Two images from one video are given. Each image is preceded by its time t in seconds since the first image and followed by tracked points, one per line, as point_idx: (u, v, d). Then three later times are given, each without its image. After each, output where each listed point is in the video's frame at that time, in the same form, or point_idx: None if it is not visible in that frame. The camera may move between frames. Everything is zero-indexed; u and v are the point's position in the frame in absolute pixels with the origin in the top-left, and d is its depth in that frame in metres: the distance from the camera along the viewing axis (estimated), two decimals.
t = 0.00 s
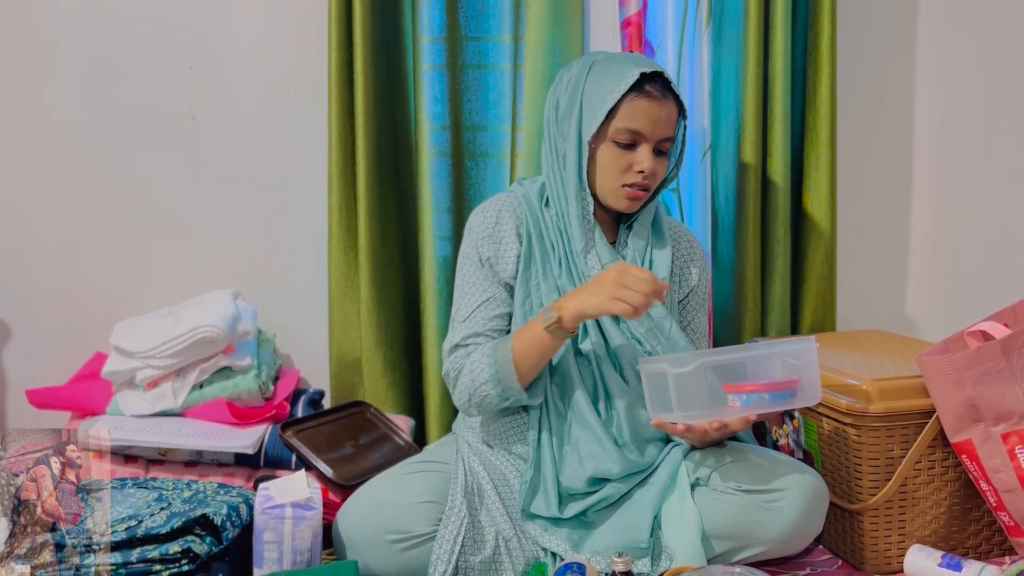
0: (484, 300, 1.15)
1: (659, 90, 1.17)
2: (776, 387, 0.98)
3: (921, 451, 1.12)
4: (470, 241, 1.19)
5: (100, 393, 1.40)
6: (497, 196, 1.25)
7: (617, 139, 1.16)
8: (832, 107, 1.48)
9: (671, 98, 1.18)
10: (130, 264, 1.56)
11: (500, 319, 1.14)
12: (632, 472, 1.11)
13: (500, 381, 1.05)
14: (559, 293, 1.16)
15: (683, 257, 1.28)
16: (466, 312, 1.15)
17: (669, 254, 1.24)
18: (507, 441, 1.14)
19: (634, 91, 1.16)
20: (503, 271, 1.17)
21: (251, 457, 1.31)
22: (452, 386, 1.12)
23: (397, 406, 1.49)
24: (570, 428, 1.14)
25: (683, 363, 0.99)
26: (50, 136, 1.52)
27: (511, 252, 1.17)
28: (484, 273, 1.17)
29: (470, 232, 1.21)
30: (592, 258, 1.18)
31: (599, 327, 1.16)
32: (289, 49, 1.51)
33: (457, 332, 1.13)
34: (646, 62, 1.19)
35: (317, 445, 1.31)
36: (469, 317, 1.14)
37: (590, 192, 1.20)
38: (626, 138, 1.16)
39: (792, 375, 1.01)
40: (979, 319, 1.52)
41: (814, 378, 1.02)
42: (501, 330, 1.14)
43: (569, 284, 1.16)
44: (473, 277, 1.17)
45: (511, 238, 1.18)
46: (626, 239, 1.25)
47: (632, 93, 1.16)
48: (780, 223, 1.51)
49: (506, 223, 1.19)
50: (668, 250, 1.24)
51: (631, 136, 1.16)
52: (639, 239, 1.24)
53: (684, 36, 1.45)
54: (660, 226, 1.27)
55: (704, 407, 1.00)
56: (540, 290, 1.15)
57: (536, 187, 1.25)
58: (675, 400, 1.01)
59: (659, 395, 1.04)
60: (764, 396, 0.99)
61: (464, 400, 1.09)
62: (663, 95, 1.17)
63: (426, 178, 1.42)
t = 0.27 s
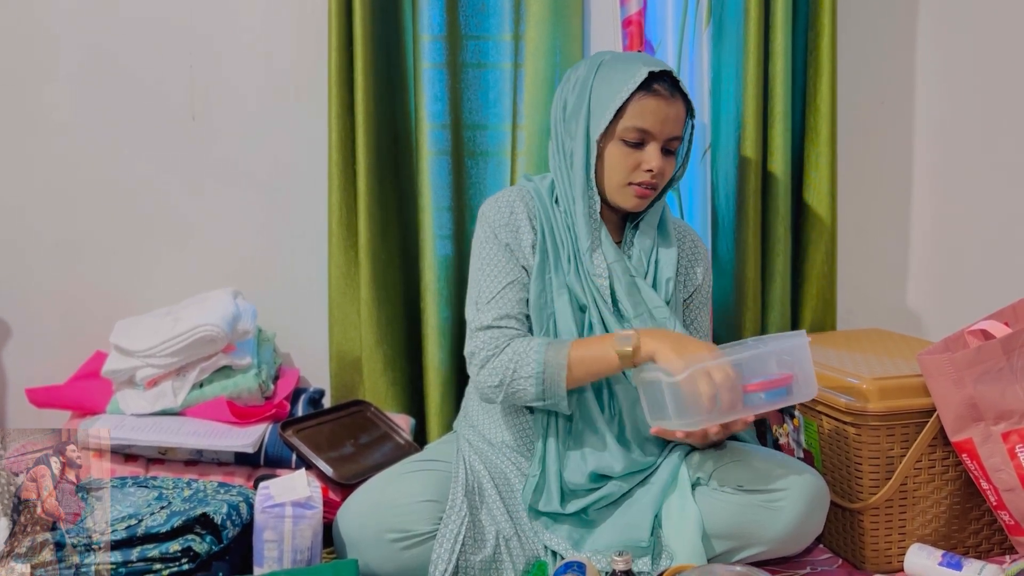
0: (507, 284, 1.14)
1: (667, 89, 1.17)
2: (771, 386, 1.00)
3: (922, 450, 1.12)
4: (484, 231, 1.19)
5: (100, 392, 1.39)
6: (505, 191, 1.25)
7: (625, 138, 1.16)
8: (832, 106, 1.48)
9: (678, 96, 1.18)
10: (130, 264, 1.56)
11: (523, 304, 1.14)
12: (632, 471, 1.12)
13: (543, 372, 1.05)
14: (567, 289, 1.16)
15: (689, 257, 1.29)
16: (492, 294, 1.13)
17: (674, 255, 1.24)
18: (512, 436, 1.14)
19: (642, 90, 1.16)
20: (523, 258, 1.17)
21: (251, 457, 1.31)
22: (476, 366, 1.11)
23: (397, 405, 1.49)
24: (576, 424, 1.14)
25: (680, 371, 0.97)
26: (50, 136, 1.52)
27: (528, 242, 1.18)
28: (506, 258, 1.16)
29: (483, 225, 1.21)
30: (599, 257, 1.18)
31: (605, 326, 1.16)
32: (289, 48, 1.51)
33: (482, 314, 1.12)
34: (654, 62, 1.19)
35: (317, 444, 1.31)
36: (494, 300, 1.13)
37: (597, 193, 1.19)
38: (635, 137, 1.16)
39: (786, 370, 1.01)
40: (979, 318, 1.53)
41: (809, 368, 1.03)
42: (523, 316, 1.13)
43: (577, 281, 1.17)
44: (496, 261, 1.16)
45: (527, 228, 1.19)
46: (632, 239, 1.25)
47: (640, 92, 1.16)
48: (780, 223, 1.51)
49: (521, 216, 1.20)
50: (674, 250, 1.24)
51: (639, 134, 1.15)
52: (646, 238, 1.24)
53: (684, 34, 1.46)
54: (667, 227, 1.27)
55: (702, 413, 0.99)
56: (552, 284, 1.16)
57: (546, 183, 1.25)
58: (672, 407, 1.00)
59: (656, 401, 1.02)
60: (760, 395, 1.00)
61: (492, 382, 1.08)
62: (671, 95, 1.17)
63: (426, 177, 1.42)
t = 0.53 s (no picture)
0: (507, 284, 1.14)
1: (667, 85, 1.17)
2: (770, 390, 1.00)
3: (922, 450, 1.12)
4: (486, 230, 1.19)
5: (100, 392, 1.40)
6: (507, 189, 1.25)
7: (624, 136, 1.17)
8: (832, 106, 1.48)
9: (678, 92, 1.18)
10: (130, 263, 1.56)
11: (523, 304, 1.14)
12: (632, 471, 1.12)
13: (543, 377, 1.04)
14: (569, 289, 1.16)
15: (691, 258, 1.28)
16: (492, 293, 1.14)
17: (677, 254, 1.24)
18: (513, 435, 1.14)
19: (642, 88, 1.16)
20: (525, 257, 1.16)
21: (251, 456, 1.31)
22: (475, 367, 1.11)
23: (397, 404, 1.49)
24: (576, 424, 1.14)
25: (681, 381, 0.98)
26: (50, 136, 1.52)
27: (530, 241, 1.17)
28: (507, 256, 1.16)
29: (484, 224, 1.20)
30: (601, 256, 1.18)
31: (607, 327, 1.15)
32: (289, 48, 1.51)
33: (483, 315, 1.13)
34: (654, 59, 1.19)
35: (317, 443, 1.31)
36: (495, 300, 1.13)
37: (601, 190, 1.20)
38: (635, 135, 1.16)
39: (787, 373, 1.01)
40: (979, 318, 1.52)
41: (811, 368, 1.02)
42: (523, 317, 1.13)
43: (579, 281, 1.17)
44: (496, 259, 1.16)
45: (528, 228, 1.18)
46: (635, 238, 1.25)
47: (639, 90, 1.16)
48: (780, 222, 1.51)
49: (523, 216, 1.19)
50: (676, 251, 1.24)
51: (639, 132, 1.16)
52: (650, 239, 1.24)
53: (684, 37, 1.46)
54: (670, 228, 1.27)
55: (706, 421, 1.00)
56: (554, 284, 1.16)
57: (549, 182, 1.25)
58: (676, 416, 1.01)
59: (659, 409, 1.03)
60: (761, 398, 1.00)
61: (492, 384, 1.08)
62: (672, 91, 1.17)
63: (426, 176, 1.42)
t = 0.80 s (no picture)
0: (499, 292, 1.14)
1: (634, 69, 1.20)
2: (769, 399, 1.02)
3: (922, 449, 1.12)
4: (484, 234, 1.20)
5: (100, 392, 1.40)
6: (506, 191, 1.26)
7: (596, 122, 1.20)
8: (832, 105, 1.48)
9: (647, 73, 1.20)
10: (130, 263, 1.56)
11: (517, 311, 1.14)
12: (633, 471, 1.12)
13: (523, 380, 1.04)
14: (568, 289, 1.16)
15: (691, 256, 1.28)
16: (483, 304, 1.14)
17: (677, 252, 1.24)
18: (512, 436, 1.14)
19: (609, 74, 1.20)
20: (519, 263, 1.17)
21: (251, 455, 1.31)
22: (468, 377, 1.12)
23: (398, 404, 1.49)
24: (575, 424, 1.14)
25: (698, 395, 0.98)
26: (50, 135, 1.52)
27: (524, 246, 1.18)
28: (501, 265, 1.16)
29: (482, 226, 1.21)
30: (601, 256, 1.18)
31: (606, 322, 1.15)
32: (289, 48, 1.51)
33: (473, 324, 1.13)
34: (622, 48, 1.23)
35: (317, 443, 1.31)
36: (486, 309, 1.14)
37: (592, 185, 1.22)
38: (605, 119, 1.19)
39: (794, 382, 1.03)
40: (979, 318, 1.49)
41: (819, 378, 1.04)
42: (517, 322, 1.13)
43: (578, 280, 1.16)
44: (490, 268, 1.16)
45: (524, 230, 1.19)
46: (636, 237, 1.24)
47: (607, 75, 1.20)
48: (780, 222, 1.51)
49: (520, 217, 1.20)
50: (677, 251, 1.24)
51: (609, 117, 1.19)
52: (650, 237, 1.23)
53: (684, 39, 1.48)
54: (670, 228, 1.27)
55: (713, 431, 1.00)
56: (551, 285, 1.16)
57: (546, 183, 1.26)
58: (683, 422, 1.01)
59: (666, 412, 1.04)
60: (766, 409, 1.02)
61: (480, 394, 1.09)
62: (639, 73, 1.19)
63: (426, 177, 1.42)
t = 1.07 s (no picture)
0: (470, 303, 1.15)
1: (616, 71, 1.21)
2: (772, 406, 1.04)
3: (922, 449, 1.12)
4: (470, 238, 1.20)
5: (100, 391, 1.40)
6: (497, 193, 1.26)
7: (584, 126, 1.20)
8: (832, 105, 1.48)
9: (630, 74, 1.20)
10: (129, 262, 1.56)
11: (489, 321, 1.14)
12: (632, 469, 1.12)
13: (472, 384, 1.08)
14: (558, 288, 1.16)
15: (685, 247, 1.28)
16: (457, 312, 1.15)
17: (672, 248, 1.24)
18: (510, 435, 1.14)
19: (592, 77, 1.20)
20: (500, 271, 1.17)
21: (251, 455, 1.31)
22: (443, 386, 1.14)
23: (398, 404, 1.49)
24: (571, 423, 1.14)
25: (715, 390, 0.98)
26: (50, 135, 1.52)
27: (505, 250, 1.18)
28: (478, 273, 1.17)
29: (471, 229, 1.21)
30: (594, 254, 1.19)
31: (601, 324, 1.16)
32: (290, 47, 1.51)
33: (446, 332, 1.15)
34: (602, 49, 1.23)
35: (317, 443, 1.31)
36: (458, 318, 1.15)
37: (582, 189, 1.23)
38: (593, 124, 1.19)
39: (799, 391, 1.05)
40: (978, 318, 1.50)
41: (829, 391, 1.04)
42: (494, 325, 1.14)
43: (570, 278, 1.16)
44: (467, 276, 1.17)
45: (509, 234, 1.19)
46: (628, 236, 1.24)
47: (590, 79, 1.20)
48: (780, 222, 1.51)
49: (507, 219, 1.20)
50: (671, 247, 1.24)
51: (597, 121, 1.19)
52: (643, 235, 1.23)
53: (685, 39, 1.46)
54: (664, 223, 1.27)
55: (721, 429, 1.00)
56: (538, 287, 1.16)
57: (537, 183, 1.26)
58: (691, 418, 1.00)
59: (674, 408, 1.03)
60: (773, 416, 1.03)
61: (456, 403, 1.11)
62: (621, 75, 1.20)
63: (426, 177, 1.42)
